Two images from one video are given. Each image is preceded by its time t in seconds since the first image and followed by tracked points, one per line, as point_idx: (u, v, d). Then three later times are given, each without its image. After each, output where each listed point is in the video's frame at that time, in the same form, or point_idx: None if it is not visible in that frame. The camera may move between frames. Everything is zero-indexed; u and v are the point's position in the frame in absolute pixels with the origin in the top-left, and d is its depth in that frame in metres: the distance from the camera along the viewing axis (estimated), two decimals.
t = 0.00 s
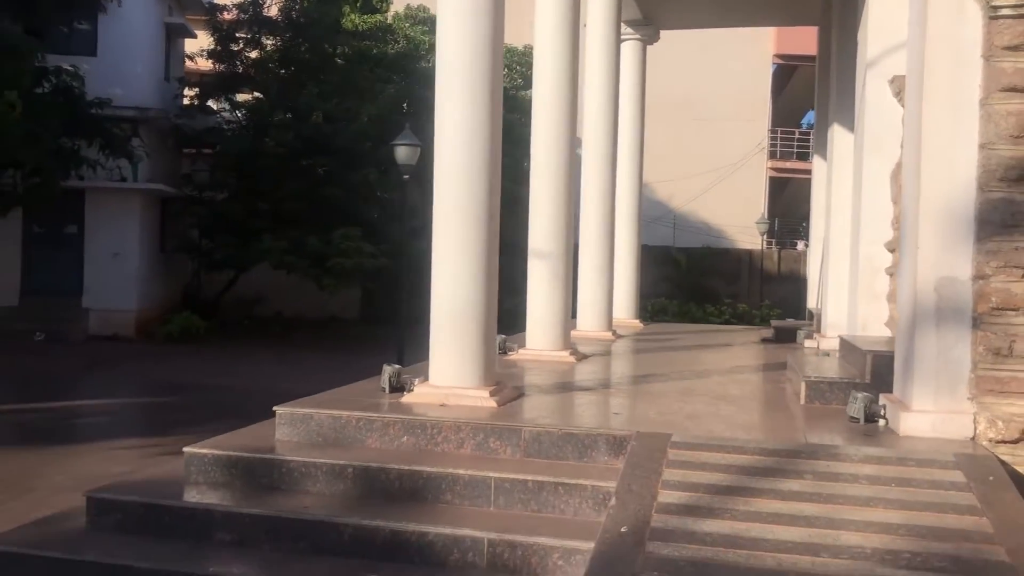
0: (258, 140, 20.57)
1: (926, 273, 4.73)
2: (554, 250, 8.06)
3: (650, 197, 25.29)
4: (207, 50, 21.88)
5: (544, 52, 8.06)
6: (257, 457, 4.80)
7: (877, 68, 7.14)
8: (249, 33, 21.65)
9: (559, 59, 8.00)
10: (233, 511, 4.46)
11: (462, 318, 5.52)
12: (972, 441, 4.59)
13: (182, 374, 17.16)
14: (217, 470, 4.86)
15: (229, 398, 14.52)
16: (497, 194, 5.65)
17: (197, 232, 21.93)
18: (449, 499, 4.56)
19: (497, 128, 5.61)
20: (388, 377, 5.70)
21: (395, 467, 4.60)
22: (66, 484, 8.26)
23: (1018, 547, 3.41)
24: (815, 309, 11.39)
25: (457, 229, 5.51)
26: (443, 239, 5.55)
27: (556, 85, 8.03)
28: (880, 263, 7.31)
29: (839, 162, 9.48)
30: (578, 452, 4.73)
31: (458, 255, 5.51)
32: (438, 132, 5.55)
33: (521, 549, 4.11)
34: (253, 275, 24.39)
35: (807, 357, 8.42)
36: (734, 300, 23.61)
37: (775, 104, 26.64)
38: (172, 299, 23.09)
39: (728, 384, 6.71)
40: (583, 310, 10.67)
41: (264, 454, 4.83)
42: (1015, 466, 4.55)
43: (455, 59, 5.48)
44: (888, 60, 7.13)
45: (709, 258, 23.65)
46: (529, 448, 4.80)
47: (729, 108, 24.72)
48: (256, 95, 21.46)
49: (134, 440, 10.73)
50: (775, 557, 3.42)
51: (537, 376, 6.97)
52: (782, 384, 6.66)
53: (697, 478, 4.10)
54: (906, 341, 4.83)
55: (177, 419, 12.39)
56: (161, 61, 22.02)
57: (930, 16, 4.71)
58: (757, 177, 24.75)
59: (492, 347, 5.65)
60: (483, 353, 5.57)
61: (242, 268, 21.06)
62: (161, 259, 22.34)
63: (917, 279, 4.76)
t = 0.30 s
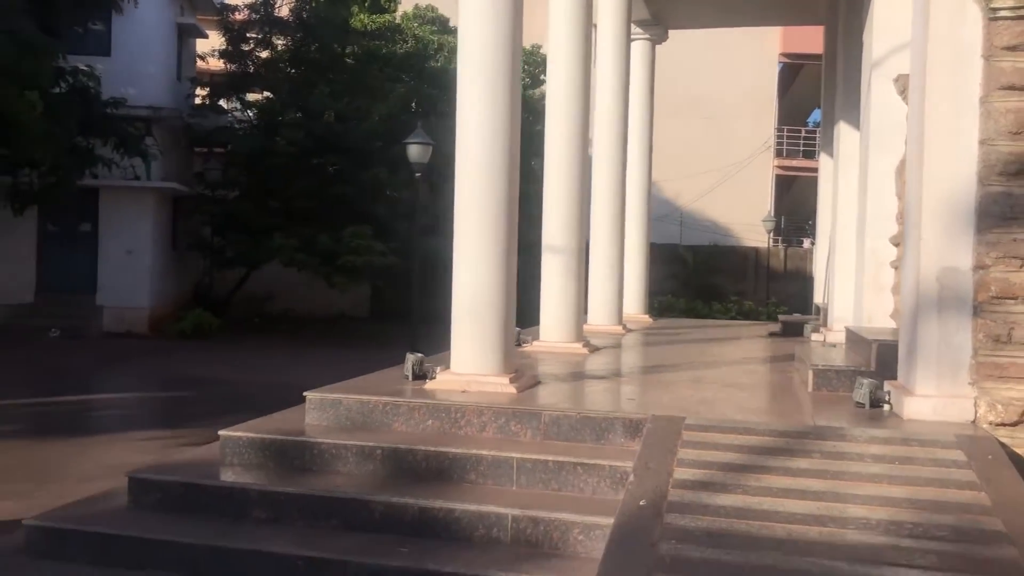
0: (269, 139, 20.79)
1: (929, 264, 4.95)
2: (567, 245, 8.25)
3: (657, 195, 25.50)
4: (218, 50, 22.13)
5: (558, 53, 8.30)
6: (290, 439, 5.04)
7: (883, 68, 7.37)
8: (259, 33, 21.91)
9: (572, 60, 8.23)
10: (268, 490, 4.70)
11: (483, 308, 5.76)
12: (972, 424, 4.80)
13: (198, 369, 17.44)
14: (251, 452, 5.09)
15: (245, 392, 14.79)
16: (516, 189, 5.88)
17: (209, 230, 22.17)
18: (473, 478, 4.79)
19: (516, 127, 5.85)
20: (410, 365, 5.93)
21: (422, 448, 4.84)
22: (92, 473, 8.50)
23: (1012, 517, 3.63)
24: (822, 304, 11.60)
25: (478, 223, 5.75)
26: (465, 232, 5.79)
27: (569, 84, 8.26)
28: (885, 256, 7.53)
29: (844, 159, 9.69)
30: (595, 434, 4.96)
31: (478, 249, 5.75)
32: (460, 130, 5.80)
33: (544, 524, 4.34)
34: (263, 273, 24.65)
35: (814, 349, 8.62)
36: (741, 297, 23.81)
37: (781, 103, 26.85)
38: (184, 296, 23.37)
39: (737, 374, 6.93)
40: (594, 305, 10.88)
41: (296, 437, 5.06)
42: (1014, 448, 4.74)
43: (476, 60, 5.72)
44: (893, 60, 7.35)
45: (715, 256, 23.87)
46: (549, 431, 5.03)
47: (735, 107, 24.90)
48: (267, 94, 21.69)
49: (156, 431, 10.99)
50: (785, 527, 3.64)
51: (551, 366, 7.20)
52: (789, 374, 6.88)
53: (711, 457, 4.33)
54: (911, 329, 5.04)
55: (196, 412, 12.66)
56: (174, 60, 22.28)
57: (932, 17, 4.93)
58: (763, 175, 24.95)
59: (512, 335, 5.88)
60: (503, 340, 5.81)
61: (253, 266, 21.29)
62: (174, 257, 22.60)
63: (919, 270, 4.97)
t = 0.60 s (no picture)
0: (281, 139, 21.05)
1: (931, 259, 5.17)
2: (579, 244, 8.45)
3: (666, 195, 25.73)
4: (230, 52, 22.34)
5: (570, 56, 8.54)
6: (319, 426, 5.29)
7: (889, 70, 7.55)
8: (272, 35, 22.14)
9: (584, 63, 8.47)
10: (300, 474, 4.94)
11: (501, 301, 6.01)
12: (972, 414, 5.01)
13: (213, 366, 17.69)
14: (282, 438, 5.34)
15: (261, 388, 15.04)
16: (533, 187, 6.13)
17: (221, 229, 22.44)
18: (493, 463, 5.03)
19: (533, 128, 6.10)
20: (430, 357, 6.16)
21: (445, 435, 5.08)
22: (118, 463, 8.76)
23: (1007, 497, 3.87)
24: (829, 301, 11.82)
25: (496, 220, 6.00)
26: (484, 228, 6.04)
27: (582, 85, 8.50)
28: (889, 255, 7.74)
29: (851, 160, 9.91)
30: (610, 423, 5.19)
31: (497, 245, 6.00)
32: (479, 130, 6.06)
33: (563, 506, 4.57)
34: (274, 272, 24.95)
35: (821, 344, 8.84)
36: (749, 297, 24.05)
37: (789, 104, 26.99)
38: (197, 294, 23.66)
39: (745, 367, 7.16)
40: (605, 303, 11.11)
41: (325, 424, 5.31)
42: (1012, 436, 4.96)
43: (495, 64, 5.98)
44: (898, 63, 7.54)
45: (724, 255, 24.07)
46: (566, 420, 5.26)
47: (744, 108, 25.10)
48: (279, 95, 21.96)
49: (178, 425, 11.26)
50: (792, 505, 3.87)
51: (564, 360, 7.43)
52: (797, 367, 7.10)
53: (721, 442, 4.56)
54: (913, 322, 5.26)
55: (214, 407, 12.93)
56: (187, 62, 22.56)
57: (933, 21, 5.15)
58: (771, 175, 25.14)
59: (528, 328, 6.12)
60: (520, 333, 6.05)
61: (264, 264, 21.58)
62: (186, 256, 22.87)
63: (921, 265, 5.19)
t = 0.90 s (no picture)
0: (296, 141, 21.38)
1: (930, 259, 5.43)
2: (592, 244, 8.72)
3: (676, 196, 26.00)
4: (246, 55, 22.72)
5: (583, 63, 8.83)
6: (347, 416, 5.59)
7: (894, 76, 7.81)
8: (287, 38, 22.51)
9: (598, 68, 8.76)
10: (331, 460, 5.23)
11: (519, 298, 6.29)
12: (969, 406, 5.26)
13: (230, 364, 18.02)
14: (313, 427, 5.64)
15: (279, 384, 15.36)
16: (550, 190, 6.41)
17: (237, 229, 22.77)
18: (512, 451, 5.30)
19: (550, 132, 6.40)
20: (451, 351, 6.44)
21: (467, 424, 5.36)
22: (146, 455, 9.07)
23: (998, 481, 4.13)
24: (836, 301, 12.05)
25: (514, 220, 6.29)
26: (503, 228, 6.33)
27: (595, 91, 8.79)
28: (894, 255, 7.98)
29: (858, 162, 10.14)
30: (624, 413, 5.46)
31: (515, 244, 6.28)
32: (499, 134, 6.36)
33: (579, 490, 4.84)
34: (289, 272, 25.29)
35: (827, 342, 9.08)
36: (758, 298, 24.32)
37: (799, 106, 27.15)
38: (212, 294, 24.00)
39: (752, 363, 7.41)
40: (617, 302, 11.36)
41: (353, 413, 5.61)
42: (1008, 427, 5.20)
43: (514, 71, 6.28)
44: (902, 69, 7.79)
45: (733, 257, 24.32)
46: (581, 410, 5.54)
47: (754, 110, 25.31)
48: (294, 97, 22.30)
49: (201, 420, 11.58)
50: (795, 487, 4.13)
51: (578, 355, 7.71)
52: (803, 363, 7.36)
53: (729, 430, 4.83)
54: (913, 318, 5.52)
55: (234, 403, 13.25)
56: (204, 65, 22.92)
57: (932, 32, 5.42)
58: (781, 177, 25.32)
59: (545, 324, 6.39)
60: (537, 329, 6.32)
61: (278, 265, 21.83)
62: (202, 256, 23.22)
63: (921, 264, 5.46)
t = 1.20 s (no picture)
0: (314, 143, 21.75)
1: (937, 255, 5.73)
2: (611, 242, 9.03)
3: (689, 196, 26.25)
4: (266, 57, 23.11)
5: (603, 68, 9.17)
6: (384, 403, 5.93)
7: (904, 79, 8.08)
8: (305, 40, 22.88)
9: (616, 73, 9.09)
10: (369, 444, 5.57)
11: (544, 292, 6.60)
12: (974, 395, 5.55)
13: (252, 360, 18.38)
14: (352, 413, 5.99)
15: (302, 380, 15.70)
16: (575, 189, 6.72)
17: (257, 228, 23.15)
18: (540, 436, 5.61)
19: (575, 134, 6.71)
20: (479, 343, 6.77)
21: (497, 411, 5.69)
22: (179, 446, 9.41)
23: (998, 462, 4.42)
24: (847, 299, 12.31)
25: (539, 218, 6.61)
26: (529, 226, 6.65)
27: (615, 95, 9.12)
28: (903, 253, 8.26)
29: (869, 162, 10.41)
30: (645, 401, 5.76)
31: (541, 241, 6.61)
32: (526, 137, 6.70)
33: (603, 472, 5.14)
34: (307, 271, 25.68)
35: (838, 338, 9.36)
36: (771, 297, 24.62)
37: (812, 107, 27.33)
38: (232, 293, 24.41)
39: (765, 357, 7.69)
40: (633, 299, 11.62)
41: (389, 401, 5.95)
42: (1012, 416, 5.48)
43: (542, 77, 6.62)
44: (912, 74, 8.06)
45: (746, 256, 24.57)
46: (604, 398, 5.84)
47: (767, 111, 25.56)
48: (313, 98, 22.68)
49: (230, 413, 11.94)
50: (808, 467, 4.44)
51: (597, 349, 8.01)
52: (814, 356, 7.64)
53: (745, 417, 5.13)
54: (922, 312, 5.82)
55: (258, 398, 13.60)
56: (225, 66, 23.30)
57: (940, 41, 5.72)
58: (794, 177, 25.56)
59: (570, 317, 6.69)
60: (561, 322, 6.63)
61: (297, 264, 22.15)
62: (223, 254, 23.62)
63: (928, 261, 5.76)
